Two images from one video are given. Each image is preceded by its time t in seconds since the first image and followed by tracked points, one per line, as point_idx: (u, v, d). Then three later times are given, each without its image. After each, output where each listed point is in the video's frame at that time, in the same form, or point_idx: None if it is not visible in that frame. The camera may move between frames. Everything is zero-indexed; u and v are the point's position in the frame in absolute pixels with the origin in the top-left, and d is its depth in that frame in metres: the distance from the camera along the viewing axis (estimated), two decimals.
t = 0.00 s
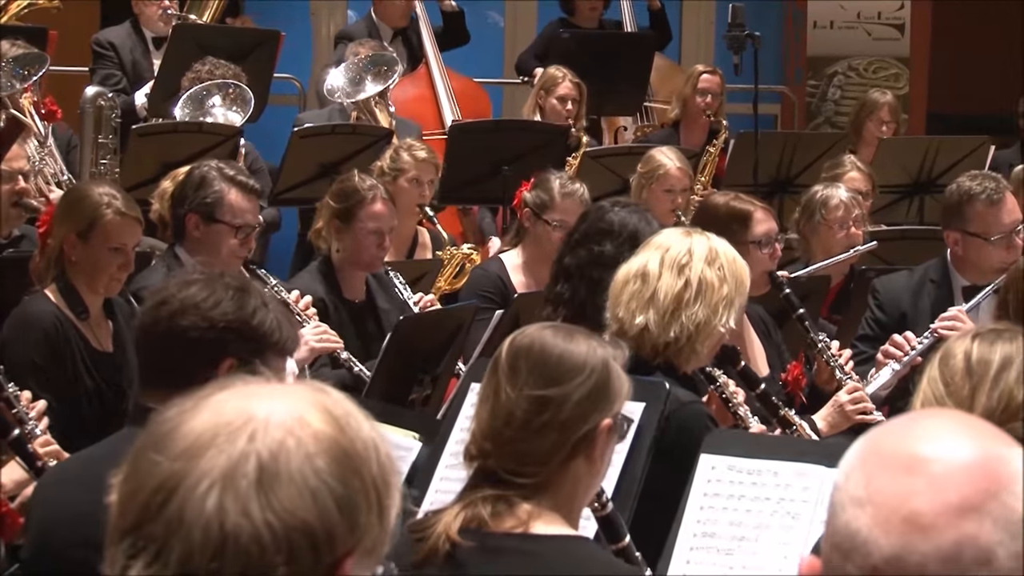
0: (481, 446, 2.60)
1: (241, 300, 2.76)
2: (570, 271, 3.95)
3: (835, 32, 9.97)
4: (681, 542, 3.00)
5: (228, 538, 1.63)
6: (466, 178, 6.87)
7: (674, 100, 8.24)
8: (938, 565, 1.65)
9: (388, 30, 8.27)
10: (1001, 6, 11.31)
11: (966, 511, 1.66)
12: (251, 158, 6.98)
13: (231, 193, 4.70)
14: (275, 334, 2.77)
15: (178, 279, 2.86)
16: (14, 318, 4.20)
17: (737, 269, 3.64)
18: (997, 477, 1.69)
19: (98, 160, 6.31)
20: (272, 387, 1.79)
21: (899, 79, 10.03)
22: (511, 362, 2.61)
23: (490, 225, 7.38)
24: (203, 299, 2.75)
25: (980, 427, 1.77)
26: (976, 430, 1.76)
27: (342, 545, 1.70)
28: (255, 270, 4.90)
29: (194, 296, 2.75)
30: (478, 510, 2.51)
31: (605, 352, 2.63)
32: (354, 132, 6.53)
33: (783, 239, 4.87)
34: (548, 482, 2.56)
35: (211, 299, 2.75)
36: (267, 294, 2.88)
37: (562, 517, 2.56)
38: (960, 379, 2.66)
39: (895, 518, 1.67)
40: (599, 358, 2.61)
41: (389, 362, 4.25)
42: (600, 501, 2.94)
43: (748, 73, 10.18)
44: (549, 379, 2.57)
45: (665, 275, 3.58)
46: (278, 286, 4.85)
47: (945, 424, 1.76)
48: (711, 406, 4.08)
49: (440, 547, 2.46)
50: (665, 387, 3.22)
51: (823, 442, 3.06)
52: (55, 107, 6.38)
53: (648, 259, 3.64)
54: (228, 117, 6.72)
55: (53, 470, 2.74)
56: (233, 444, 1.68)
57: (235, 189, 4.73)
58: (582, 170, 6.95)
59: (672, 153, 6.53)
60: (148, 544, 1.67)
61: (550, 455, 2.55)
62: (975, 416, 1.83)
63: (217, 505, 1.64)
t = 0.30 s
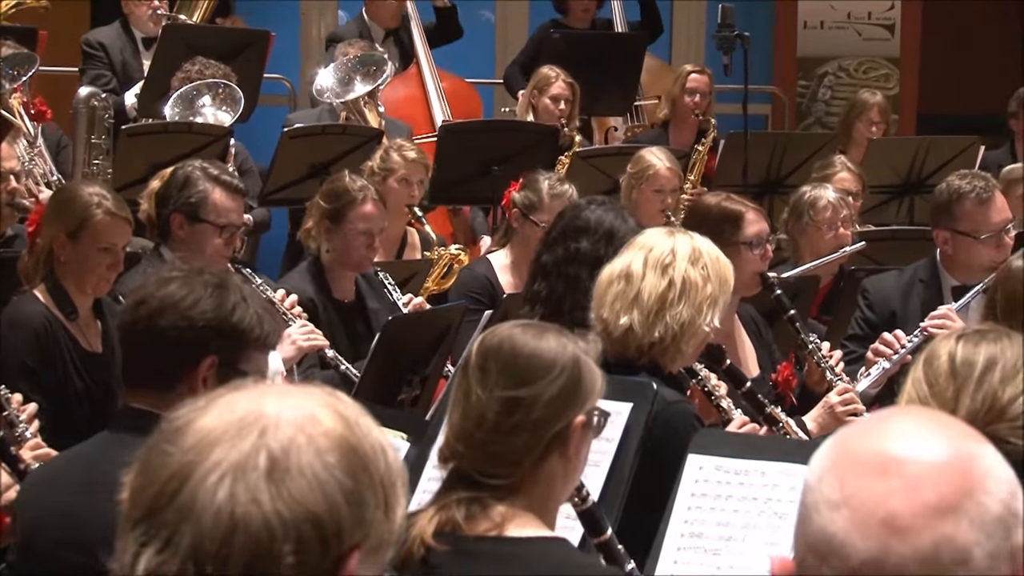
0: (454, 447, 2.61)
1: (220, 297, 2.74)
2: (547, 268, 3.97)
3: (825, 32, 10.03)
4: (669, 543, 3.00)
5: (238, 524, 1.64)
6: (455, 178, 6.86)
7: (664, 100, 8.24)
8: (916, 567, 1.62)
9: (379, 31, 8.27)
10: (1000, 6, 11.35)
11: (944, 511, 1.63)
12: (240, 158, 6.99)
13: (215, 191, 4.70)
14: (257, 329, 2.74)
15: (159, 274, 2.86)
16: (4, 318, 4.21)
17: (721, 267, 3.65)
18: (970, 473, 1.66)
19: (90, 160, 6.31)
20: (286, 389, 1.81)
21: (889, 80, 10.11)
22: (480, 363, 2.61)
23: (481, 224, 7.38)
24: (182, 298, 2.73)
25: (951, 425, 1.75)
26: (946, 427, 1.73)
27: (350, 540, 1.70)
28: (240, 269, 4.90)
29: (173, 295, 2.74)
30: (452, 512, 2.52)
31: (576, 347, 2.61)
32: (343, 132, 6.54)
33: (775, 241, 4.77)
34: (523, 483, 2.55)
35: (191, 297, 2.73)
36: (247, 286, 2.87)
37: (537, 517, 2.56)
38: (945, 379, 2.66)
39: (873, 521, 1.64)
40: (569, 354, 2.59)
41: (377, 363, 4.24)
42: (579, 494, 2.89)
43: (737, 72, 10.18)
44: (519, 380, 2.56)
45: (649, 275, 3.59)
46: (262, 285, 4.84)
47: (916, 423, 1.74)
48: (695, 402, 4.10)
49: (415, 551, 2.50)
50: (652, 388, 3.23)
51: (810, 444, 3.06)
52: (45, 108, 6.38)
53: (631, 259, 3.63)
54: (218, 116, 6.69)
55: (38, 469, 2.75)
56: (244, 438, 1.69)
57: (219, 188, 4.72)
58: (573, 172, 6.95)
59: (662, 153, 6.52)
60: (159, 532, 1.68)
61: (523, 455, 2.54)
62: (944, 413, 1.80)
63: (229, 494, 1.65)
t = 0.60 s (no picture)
0: (426, 451, 2.62)
1: (200, 295, 2.74)
2: (530, 266, 3.97)
3: (814, 32, 10.04)
4: (654, 542, 3.00)
5: (234, 509, 1.64)
6: (442, 178, 6.86)
7: (651, 100, 8.24)
8: (895, 563, 1.61)
9: (371, 30, 8.27)
10: (1001, 6, 11.42)
11: (920, 507, 1.62)
12: (229, 158, 6.99)
13: (197, 187, 4.70)
14: (238, 326, 2.75)
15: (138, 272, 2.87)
16: None
17: (702, 265, 3.66)
18: (946, 468, 1.65)
19: (78, 159, 6.30)
20: (277, 386, 1.82)
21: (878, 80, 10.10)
22: (448, 365, 2.61)
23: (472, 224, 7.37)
24: (162, 297, 2.73)
25: (928, 421, 1.74)
26: (922, 423, 1.72)
27: (343, 527, 1.71)
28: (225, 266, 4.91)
29: (152, 293, 2.74)
30: (425, 516, 2.55)
31: (545, 345, 2.62)
32: (332, 131, 6.53)
33: (764, 239, 4.76)
34: (496, 485, 2.57)
35: (171, 295, 2.73)
36: (227, 283, 2.87)
37: (511, 520, 2.57)
38: (927, 379, 2.67)
39: (852, 517, 1.63)
40: (537, 352, 2.59)
41: (365, 361, 4.24)
42: (557, 491, 2.88)
43: (725, 71, 10.18)
44: (489, 381, 2.56)
45: (630, 274, 3.59)
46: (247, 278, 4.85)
47: (892, 420, 1.73)
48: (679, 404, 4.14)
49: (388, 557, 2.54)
50: (638, 386, 3.24)
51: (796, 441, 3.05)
52: (33, 107, 6.37)
53: (612, 259, 3.65)
54: (207, 115, 6.69)
55: (21, 471, 2.70)
56: (241, 427, 1.70)
57: (202, 183, 4.73)
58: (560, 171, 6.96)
59: (650, 153, 6.52)
60: (154, 518, 1.68)
61: (494, 457, 2.56)
62: (921, 407, 1.80)
63: (226, 480, 1.65)
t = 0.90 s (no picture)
0: (375, 453, 2.62)
1: (150, 295, 2.80)
2: (490, 266, 3.97)
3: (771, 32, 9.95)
4: (608, 541, 3.00)
5: (169, 509, 1.71)
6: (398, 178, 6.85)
7: (607, 99, 8.25)
8: (851, 548, 1.59)
9: (331, 30, 8.26)
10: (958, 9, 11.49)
11: (879, 497, 1.61)
12: (183, 158, 6.96)
13: (148, 187, 4.68)
14: (189, 325, 2.81)
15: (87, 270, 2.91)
16: None
17: (652, 264, 3.66)
18: (908, 466, 1.64)
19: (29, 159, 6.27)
20: (216, 391, 1.88)
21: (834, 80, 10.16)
22: (396, 366, 2.62)
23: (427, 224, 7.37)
24: (112, 297, 2.79)
25: (891, 421, 1.73)
26: (886, 423, 1.71)
27: (280, 526, 1.77)
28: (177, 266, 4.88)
29: (103, 293, 2.80)
30: (372, 517, 2.55)
31: (492, 346, 2.63)
32: (287, 130, 6.49)
33: (721, 241, 4.76)
34: (443, 485, 2.58)
35: (121, 295, 2.79)
36: (177, 280, 2.91)
37: (459, 521, 2.58)
38: (879, 376, 2.73)
39: (810, 505, 1.62)
40: (485, 353, 2.61)
41: (317, 361, 4.23)
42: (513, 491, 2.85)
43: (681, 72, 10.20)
44: (434, 383, 2.58)
45: (580, 274, 3.59)
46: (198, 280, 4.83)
47: (856, 420, 1.72)
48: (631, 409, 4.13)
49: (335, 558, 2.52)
50: (590, 386, 3.25)
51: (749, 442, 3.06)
52: None
53: (562, 259, 3.64)
54: (162, 115, 6.67)
55: None
56: (177, 431, 1.76)
57: (152, 183, 4.71)
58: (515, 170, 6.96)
59: (606, 153, 6.53)
60: (94, 519, 1.75)
61: (441, 457, 2.57)
62: (884, 410, 1.79)
63: (161, 481, 1.72)
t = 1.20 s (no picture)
0: (321, 450, 2.61)
1: (86, 299, 2.78)
2: (432, 268, 3.94)
3: (703, 32, 10.24)
4: (539, 541, 3.02)
5: (56, 519, 1.63)
6: (331, 178, 6.83)
7: (539, 100, 8.26)
8: (791, 542, 1.58)
9: (268, 30, 8.21)
10: (885, 11, 11.59)
11: (821, 493, 1.61)
12: (113, 158, 6.92)
13: (71, 186, 4.65)
14: (123, 330, 2.80)
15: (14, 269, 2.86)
16: None
17: (581, 264, 3.67)
18: (851, 465, 1.65)
19: None
20: (100, 386, 1.79)
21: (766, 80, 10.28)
22: (349, 366, 2.63)
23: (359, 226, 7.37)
24: (45, 299, 2.75)
25: (832, 425, 1.75)
26: (829, 426, 1.73)
27: (172, 528, 1.69)
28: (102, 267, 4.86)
29: (35, 295, 2.75)
30: (314, 516, 2.50)
31: (447, 356, 2.66)
32: (219, 130, 6.47)
33: (656, 242, 4.77)
34: (386, 485, 2.55)
35: (55, 298, 2.75)
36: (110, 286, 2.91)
37: (400, 521, 2.55)
38: (813, 369, 2.73)
39: (752, 499, 1.61)
40: (440, 360, 2.63)
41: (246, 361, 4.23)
42: (451, 510, 2.89)
43: (613, 70, 10.22)
44: (386, 380, 2.59)
45: (510, 274, 3.59)
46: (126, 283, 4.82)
47: (799, 422, 1.73)
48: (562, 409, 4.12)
49: (276, 556, 2.46)
50: (521, 386, 3.23)
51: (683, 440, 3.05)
52: None
53: (492, 258, 3.63)
54: (92, 114, 6.66)
55: None
56: (60, 436, 1.68)
57: (75, 182, 4.68)
58: (448, 169, 6.95)
59: (540, 153, 6.54)
60: None
61: (387, 456, 2.56)
62: (825, 416, 1.80)
63: (46, 489, 1.64)
